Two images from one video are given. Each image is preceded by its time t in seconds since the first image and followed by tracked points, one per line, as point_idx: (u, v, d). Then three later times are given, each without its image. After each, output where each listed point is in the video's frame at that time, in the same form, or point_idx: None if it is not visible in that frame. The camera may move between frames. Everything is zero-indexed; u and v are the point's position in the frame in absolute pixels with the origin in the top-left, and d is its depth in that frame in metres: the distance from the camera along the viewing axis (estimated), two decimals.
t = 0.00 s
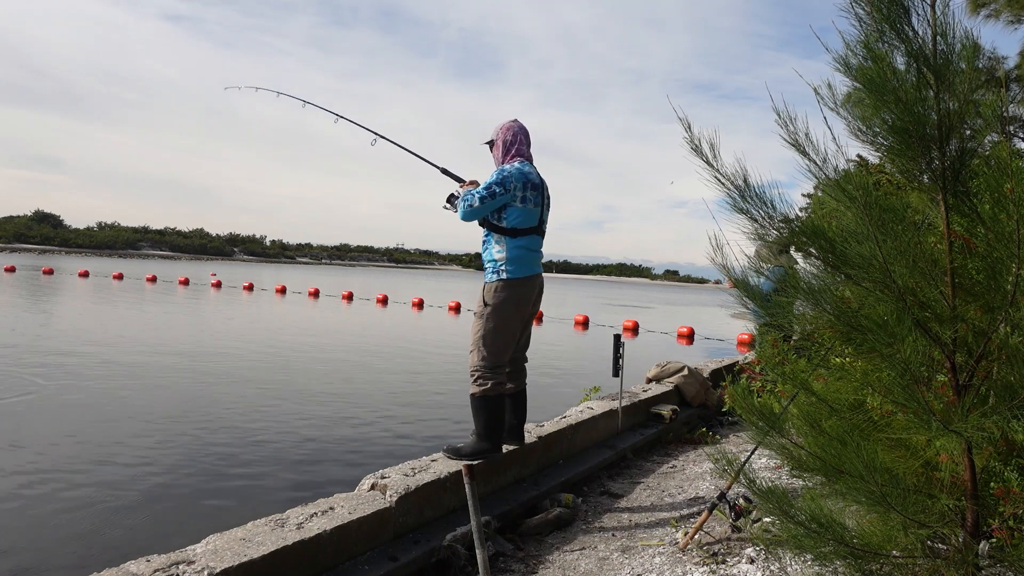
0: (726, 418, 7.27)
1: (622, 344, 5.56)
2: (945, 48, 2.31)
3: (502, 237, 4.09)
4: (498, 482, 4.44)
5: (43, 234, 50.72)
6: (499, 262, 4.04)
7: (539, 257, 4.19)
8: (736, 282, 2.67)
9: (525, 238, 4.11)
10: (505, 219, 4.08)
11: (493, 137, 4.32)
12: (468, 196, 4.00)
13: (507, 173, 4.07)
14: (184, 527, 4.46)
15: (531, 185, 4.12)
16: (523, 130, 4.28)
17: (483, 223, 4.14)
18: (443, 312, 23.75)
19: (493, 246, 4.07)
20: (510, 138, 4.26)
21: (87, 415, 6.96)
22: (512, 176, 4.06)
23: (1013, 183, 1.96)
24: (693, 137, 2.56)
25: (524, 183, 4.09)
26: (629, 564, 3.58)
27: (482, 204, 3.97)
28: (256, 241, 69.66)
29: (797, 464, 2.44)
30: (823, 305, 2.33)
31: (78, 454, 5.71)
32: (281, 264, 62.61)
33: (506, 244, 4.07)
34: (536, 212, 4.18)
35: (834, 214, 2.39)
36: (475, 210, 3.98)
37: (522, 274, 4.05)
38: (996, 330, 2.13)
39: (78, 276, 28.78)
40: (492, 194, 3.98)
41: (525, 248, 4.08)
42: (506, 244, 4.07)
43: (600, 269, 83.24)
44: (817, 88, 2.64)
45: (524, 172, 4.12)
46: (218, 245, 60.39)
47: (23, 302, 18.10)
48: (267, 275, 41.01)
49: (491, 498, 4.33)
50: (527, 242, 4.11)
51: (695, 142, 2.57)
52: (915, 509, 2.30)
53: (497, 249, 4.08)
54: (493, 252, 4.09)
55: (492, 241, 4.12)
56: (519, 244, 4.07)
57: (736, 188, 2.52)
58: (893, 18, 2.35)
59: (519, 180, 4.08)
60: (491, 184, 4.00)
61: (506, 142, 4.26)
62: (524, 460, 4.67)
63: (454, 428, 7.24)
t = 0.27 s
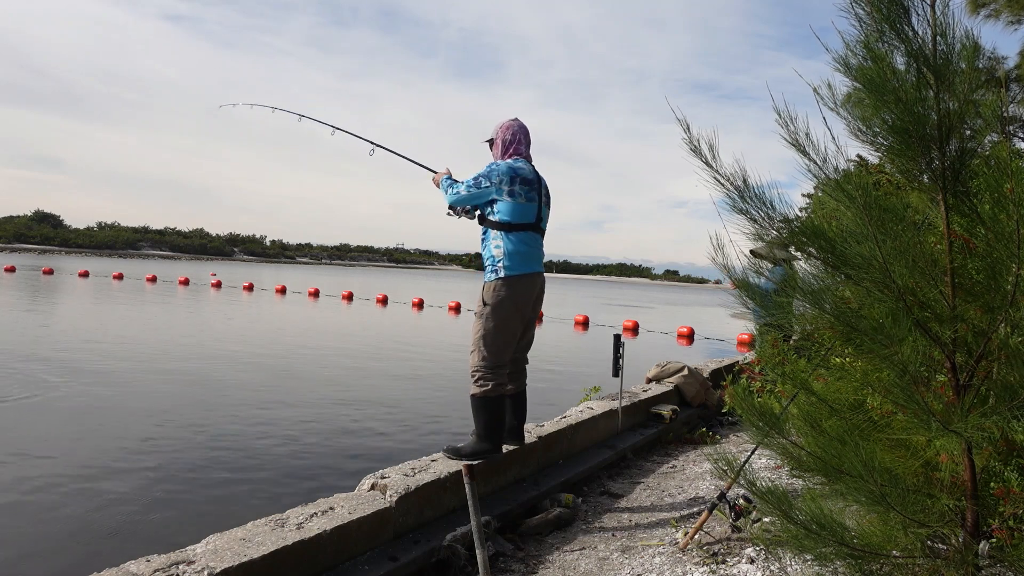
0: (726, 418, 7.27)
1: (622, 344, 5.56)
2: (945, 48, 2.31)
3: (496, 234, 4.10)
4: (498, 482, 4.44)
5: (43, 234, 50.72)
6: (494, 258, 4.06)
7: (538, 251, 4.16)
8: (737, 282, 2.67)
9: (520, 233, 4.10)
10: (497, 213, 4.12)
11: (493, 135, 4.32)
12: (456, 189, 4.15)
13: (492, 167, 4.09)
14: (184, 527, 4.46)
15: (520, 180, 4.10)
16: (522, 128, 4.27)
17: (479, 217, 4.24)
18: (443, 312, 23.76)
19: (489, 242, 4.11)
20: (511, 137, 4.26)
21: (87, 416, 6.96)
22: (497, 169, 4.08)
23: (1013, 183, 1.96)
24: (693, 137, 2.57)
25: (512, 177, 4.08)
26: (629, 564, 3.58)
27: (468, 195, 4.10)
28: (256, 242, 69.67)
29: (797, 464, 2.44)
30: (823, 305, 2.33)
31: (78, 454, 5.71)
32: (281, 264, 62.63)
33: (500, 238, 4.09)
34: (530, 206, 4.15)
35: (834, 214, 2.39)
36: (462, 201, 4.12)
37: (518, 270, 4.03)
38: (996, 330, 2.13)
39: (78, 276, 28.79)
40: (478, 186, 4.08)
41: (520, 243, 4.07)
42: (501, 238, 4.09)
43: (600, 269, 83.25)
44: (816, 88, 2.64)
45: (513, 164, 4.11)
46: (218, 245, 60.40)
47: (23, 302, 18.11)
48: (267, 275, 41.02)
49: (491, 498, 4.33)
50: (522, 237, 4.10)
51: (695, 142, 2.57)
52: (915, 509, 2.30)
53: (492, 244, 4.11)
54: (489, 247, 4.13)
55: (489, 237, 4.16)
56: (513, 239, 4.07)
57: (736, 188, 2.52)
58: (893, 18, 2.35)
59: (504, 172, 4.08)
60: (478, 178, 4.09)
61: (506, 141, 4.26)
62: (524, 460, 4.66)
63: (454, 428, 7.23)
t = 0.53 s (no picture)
0: (726, 418, 7.27)
1: (622, 344, 5.56)
2: (945, 49, 2.31)
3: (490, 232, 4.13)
4: (498, 482, 4.44)
5: (43, 234, 50.73)
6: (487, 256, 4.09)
7: (533, 245, 4.11)
8: (736, 282, 2.67)
9: (512, 229, 4.09)
10: (491, 212, 4.16)
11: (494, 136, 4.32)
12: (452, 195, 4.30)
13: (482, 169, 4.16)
14: (184, 527, 4.46)
15: (507, 176, 4.11)
16: (522, 132, 4.28)
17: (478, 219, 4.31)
18: (443, 312, 23.77)
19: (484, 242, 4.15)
20: (512, 139, 4.27)
21: (87, 415, 6.96)
22: (486, 170, 4.14)
23: (1012, 183, 1.96)
24: (693, 137, 2.57)
25: (499, 175, 4.11)
26: (629, 564, 3.58)
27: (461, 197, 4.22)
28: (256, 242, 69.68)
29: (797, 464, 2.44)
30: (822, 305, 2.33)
31: (78, 453, 5.71)
32: (281, 264, 62.64)
33: (493, 238, 4.11)
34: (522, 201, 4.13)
35: (834, 214, 2.39)
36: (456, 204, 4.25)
37: (509, 267, 4.02)
38: (996, 330, 2.12)
39: (78, 276, 28.80)
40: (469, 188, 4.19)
41: (511, 238, 4.07)
42: (495, 237, 4.11)
43: (600, 269, 83.26)
44: (816, 89, 2.64)
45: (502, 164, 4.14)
46: (218, 245, 60.41)
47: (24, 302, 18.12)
48: (267, 275, 41.04)
49: (491, 498, 4.33)
50: (514, 232, 4.09)
51: (695, 142, 2.57)
52: (915, 509, 2.30)
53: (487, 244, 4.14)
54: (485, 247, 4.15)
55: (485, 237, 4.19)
56: (504, 235, 4.08)
57: (736, 188, 2.52)
58: (893, 18, 2.35)
59: (492, 172, 4.12)
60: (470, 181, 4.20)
61: (506, 144, 4.26)
62: (524, 460, 4.66)
63: (454, 428, 7.24)
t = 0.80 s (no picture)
0: (726, 418, 7.27)
1: (622, 344, 5.55)
2: (945, 48, 2.31)
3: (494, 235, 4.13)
4: (499, 482, 4.43)
5: (43, 234, 50.73)
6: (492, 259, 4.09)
7: (538, 246, 4.11)
8: (736, 283, 2.67)
9: (517, 231, 4.09)
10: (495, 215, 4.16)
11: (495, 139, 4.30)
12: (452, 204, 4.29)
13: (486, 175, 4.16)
14: (184, 527, 4.46)
15: (509, 180, 4.11)
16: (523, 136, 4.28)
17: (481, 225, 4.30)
18: (443, 312, 23.76)
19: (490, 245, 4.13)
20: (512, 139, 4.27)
21: (87, 416, 6.96)
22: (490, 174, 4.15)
23: (1012, 183, 1.96)
24: (693, 137, 2.57)
25: (501, 179, 4.11)
26: (629, 564, 3.58)
27: (462, 207, 4.21)
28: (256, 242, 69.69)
29: (797, 464, 2.44)
30: (823, 304, 2.33)
31: (78, 454, 5.72)
32: (281, 264, 62.65)
33: (498, 240, 4.11)
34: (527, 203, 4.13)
35: (834, 214, 2.39)
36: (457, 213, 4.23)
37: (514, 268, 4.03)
38: (996, 330, 2.12)
39: (78, 276, 28.80)
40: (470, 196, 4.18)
41: (515, 240, 4.06)
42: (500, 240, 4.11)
43: (600, 270, 83.26)
44: (816, 89, 2.64)
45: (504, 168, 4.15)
46: (218, 245, 60.42)
47: (24, 302, 18.13)
48: (267, 275, 41.04)
49: (491, 498, 4.33)
50: (518, 235, 4.09)
51: (695, 142, 2.57)
52: (915, 509, 2.30)
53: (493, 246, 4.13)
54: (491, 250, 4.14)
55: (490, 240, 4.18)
56: (509, 238, 4.07)
57: (736, 188, 2.52)
58: (893, 18, 2.35)
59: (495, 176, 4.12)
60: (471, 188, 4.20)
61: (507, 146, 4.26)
62: (524, 460, 4.66)
63: (454, 428, 7.24)
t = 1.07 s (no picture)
0: (726, 418, 7.27)
1: (622, 344, 5.55)
2: (945, 48, 2.31)
3: (508, 236, 4.13)
4: (498, 482, 4.43)
5: (43, 234, 50.72)
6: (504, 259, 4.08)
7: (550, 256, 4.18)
8: (737, 284, 2.67)
9: (533, 237, 4.12)
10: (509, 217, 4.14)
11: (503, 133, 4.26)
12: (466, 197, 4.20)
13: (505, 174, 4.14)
14: (184, 526, 4.47)
15: (530, 185, 4.13)
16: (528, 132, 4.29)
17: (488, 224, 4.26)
18: (443, 312, 23.77)
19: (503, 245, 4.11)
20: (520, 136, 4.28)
21: (86, 415, 6.96)
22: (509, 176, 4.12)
23: (1012, 183, 1.96)
24: (693, 137, 2.57)
25: (522, 182, 4.12)
26: (629, 564, 3.58)
27: (479, 202, 4.12)
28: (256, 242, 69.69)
29: (797, 464, 2.44)
30: (823, 304, 2.33)
31: (77, 454, 5.72)
32: (281, 264, 62.66)
33: (512, 243, 4.11)
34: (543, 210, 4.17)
35: (834, 214, 2.39)
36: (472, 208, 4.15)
37: (529, 273, 4.05)
38: (996, 330, 2.12)
39: (78, 276, 28.80)
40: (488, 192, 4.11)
41: (531, 246, 4.09)
42: (513, 243, 4.10)
43: (600, 270, 83.27)
44: (816, 88, 2.64)
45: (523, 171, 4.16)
46: (218, 245, 60.41)
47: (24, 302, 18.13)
48: (267, 275, 41.04)
49: (491, 498, 4.32)
50: (533, 240, 4.13)
51: (695, 142, 2.57)
52: (915, 509, 2.30)
53: (504, 248, 4.12)
54: (501, 250, 4.12)
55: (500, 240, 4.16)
56: (525, 241, 4.09)
57: (736, 188, 2.52)
58: (893, 18, 2.34)
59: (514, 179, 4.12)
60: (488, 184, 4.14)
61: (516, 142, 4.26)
62: (524, 460, 4.66)
63: (454, 428, 7.24)
